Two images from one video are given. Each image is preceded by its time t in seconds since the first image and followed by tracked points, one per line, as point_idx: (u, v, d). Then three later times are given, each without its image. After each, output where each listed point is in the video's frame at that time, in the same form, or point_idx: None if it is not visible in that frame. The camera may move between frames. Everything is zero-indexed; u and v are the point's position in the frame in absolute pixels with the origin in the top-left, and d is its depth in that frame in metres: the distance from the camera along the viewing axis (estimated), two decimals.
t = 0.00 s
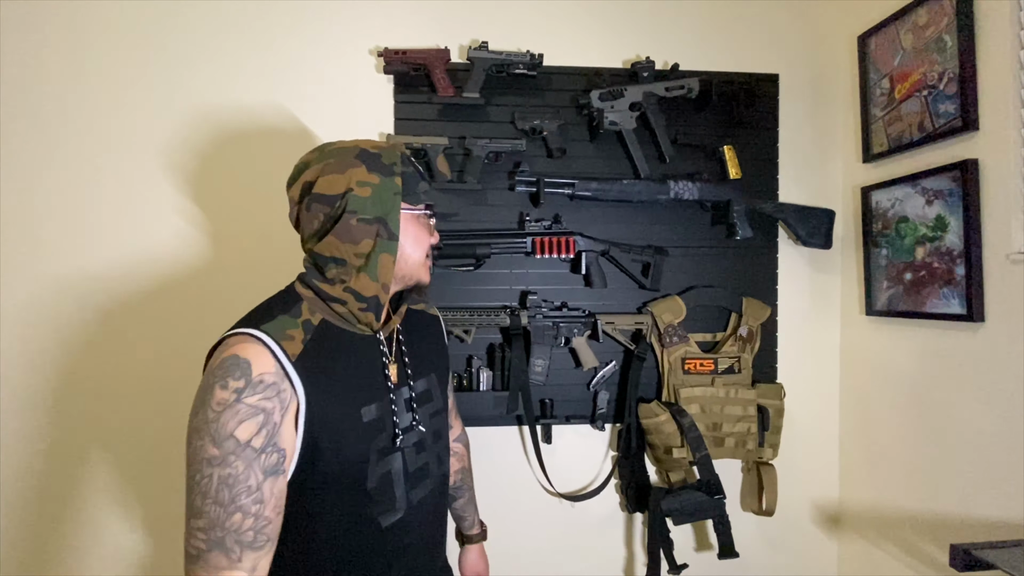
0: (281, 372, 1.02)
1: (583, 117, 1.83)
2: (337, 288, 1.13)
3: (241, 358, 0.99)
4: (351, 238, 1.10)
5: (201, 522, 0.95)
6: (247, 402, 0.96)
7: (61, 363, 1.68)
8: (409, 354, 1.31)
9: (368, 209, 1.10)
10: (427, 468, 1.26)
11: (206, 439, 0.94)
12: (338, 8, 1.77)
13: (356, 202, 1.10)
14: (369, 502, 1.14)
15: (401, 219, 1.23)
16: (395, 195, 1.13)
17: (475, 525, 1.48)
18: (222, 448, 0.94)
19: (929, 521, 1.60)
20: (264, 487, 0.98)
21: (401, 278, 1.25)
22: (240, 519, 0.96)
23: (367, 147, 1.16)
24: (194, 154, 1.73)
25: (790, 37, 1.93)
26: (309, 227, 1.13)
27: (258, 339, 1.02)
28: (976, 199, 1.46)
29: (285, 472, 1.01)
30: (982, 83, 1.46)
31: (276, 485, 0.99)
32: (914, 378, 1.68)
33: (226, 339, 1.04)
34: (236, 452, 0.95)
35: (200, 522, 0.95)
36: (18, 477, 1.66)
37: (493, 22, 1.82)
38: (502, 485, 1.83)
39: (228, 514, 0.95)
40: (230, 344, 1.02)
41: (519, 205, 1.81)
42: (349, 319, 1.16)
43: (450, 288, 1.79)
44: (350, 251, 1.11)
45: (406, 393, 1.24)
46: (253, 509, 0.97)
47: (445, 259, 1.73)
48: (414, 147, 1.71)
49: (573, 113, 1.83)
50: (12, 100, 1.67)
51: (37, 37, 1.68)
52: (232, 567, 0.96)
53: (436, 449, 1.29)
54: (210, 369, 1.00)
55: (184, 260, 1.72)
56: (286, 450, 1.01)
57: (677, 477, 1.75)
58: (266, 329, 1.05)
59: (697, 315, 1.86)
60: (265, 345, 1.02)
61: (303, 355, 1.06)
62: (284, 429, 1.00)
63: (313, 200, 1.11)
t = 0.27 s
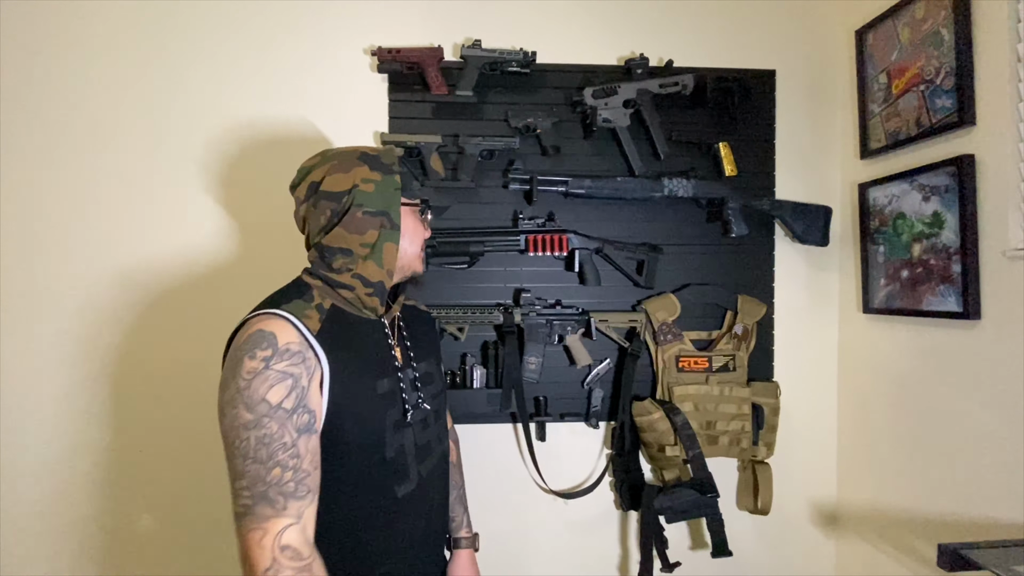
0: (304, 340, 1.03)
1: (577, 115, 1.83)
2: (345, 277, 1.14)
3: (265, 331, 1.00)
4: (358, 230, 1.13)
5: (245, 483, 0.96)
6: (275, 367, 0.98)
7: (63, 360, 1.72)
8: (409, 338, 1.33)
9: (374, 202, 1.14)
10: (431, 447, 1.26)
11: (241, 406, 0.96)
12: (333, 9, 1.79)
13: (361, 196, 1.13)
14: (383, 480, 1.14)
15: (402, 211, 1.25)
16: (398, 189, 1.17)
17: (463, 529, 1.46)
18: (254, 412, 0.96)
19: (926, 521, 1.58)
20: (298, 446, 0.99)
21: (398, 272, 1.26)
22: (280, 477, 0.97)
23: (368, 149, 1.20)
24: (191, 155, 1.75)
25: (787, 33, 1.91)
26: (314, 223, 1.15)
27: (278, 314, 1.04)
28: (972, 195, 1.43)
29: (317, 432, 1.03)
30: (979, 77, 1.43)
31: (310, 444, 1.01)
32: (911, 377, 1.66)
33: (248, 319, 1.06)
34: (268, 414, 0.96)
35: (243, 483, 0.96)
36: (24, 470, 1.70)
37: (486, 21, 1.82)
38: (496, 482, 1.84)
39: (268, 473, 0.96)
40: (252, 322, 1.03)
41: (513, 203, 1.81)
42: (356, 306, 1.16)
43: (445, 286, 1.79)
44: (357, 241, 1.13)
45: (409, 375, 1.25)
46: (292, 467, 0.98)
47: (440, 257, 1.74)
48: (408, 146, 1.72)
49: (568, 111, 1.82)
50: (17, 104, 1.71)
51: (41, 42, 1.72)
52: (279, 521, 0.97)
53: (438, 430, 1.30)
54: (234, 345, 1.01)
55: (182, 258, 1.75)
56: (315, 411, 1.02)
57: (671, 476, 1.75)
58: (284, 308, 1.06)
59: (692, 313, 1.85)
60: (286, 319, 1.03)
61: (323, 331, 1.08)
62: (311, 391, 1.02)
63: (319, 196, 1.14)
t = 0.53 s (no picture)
0: (339, 324, 1.04)
1: (572, 111, 1.82)
2: (366, 275, 1.15)
3: (301, 316, 1.01)
4: (380, 231, 1.15)
5: (296, 460, 0.98)
6: (317, 350, 0.99)
7: (68, 356, 1.76)
8: (416, 333, 1.35)
9: (397, 207, 1.16)
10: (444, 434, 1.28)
11: (285, 384, 0.97)
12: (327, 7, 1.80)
13: (385, 201, 1.16)
14: (400, 463, 1.16)
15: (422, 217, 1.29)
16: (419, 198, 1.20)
17: (481, 505, 1.52)
18: (300, 393, 0.97)
19: (922, 520, 1.57)
20: (344, 422, 1.01)
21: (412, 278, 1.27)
22: (329, 452, 0.99)
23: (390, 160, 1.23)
24: (189, 153, 1.77)
25: (785, 27, 1.90)
26: (338, 225, 1.17)
27: (310, 301, 1.04)
28: (969, 190, 1.42)
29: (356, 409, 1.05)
30: (976, 70, 1.41)
31: (352, 420, 1.03)
32: (908, 373, 1.64)
33: (277, 308, 1.05)
34: (315, 394, 0.98)
35: (293, 459, 0.98)
36: (34, 462, 1.76)
37: (481, 17, 1.82)
38: (490, 478, 1.84)
39: (319, 449, 0.98)
40: (285, 309, 1.03)
41: (508, 200, 1.82)
42: (376, 302, 1.16)
43: (440, 283, 1.80)
44: (379, 242, 1.15)
45: (422, 366, 1.26)
46: (338, 442, 1.00)
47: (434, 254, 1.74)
48: (402, 144, 1.73)
49: (562, 107, 1.82)
50: (22, 105, 1.75)
51: (43, 44, 1.75)
52: (332, 493, 1.00)
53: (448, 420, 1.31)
54: (268, 332, 1.01)
55: (181, 256, 1.77)
56: (354, 389, 1.04)
57: (666, 473, 1.75)
58: (316, 296, 1.06)
59: (688, 310, 1.85)
60: (319, 305, 1.04)
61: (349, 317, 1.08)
62: (350, 371, 1.04)
63: (345, 200, 1.16)
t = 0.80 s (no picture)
0: (371, 305, 1.06)
1: (569, 108, 1.82)
2: (379, 270, 1.16)
3: (336, 292, 1.03)
4: (396, 230, 1.18)
5: (314, 430, 0.98)
6: (350, 326, 1.01)
7: (68, 353, 1.78)
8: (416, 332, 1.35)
9: (413, 210, 1.21)
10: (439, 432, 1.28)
11: (315, 353, 0.98)
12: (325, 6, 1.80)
13: (402, 203, 1.19)
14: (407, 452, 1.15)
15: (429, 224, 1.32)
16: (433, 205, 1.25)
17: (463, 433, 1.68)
18: (330, 364, 0.99)
19: (921, 518, 1.56)
20: (365, 400, 1.02)
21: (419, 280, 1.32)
22: (348, 427, 1.00)
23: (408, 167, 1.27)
24: (188, 152, 1.79)
25: (784, 22, 1.88)
26: (353, 222, 1.18)
27: (344, 279, 1.07)
28: (968, 185, 1.40)
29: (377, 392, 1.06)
30: (976, 64, 1.40)
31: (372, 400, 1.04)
32: (908, 371, 1.62)
33: (312, 282, 1.07)
34: (343, 367, 1.00)
35: (311, 427, 0.98)
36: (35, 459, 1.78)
37: (478, 14, 1.82)
38: (488, 475, 1.84)
39: (340, 422, 0.99)
40: (320, 284, 1.05)
41: (505, 197, 1.81)
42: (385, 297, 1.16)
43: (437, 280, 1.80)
44: (394, 241, 1.18)
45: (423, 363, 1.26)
46: (357, 418, 1.01)
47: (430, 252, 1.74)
48: (399, 141, 1.74)
49: (559, 104, 1.82)
50: (22, 105, 1.77)
51: (43, 44, 1.77)
52: (346, 467, 1.00)
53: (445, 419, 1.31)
54: (303, 303, 1.03)
55: (180, 253, 1.79)
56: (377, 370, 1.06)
57: (663, 470, 1.75)
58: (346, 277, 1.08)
59: (685, 306, 1.84)
60: (354, 285, 1.07)
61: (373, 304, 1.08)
62: (376, 352, 1.05)
63: (363, 199, 1.19)
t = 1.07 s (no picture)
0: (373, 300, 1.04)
1: (569, 104, 1.82)
2: (353, 266, 1.10)
3: (343, 287, 0.99)
4: (359, 223, 1.12)
5: (344, 436, 0.92)
6: (367, 321, 0.98)
7: (70, 350, 1.79)
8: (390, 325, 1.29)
9: (373, 199, 1.14)
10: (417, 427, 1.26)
11: (337, 352, 0.93)
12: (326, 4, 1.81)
13: (361, 194, 1.13)
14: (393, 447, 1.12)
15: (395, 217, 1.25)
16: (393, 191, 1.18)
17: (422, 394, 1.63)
18: (353, 363, 0.94)
19: (923, 516, 1.55)
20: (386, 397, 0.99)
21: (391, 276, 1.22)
22: (377, 427, 0.96)
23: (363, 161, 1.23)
24: (188, 150, 1.80)
25: (785, 16, 1.87)
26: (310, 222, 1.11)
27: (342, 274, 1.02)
28: (970, 180, 1.39)
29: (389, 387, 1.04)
30: (978, 57, 1.38)
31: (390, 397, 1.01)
32: (909, 367, 1.61)
33: (307, 279, 1.00)
34: (366, 365, 0.95)
35: (340, 429, 0.92)
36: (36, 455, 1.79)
37: (477, 11, 1.81)
38: (487, 471, 1.85)
39: (370, 422, 0.95)
40: (320, 280, 0.99)
41: (505, 194, 1.82)
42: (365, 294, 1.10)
43: (436, 278, 1.81)
44: (358, 233, 1.11)
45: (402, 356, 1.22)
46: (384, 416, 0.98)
47: (430, 249, 1.75)
48: (398, 139, 1.74)
49: (559, 101, 1.81)
50: (24, 103, 1.78)
51: (45, 42, 1.78)
52: (381, 469, 0.96)
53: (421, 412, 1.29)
54: (308, 300, 0.96)
55: (180, 252, 1.79)
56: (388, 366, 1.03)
57: (663, 467, 1.75)
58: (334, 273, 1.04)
59: (685, 303, 1.84)
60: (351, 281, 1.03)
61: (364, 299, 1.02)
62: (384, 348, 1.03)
63: (318, 197, 1.13)
